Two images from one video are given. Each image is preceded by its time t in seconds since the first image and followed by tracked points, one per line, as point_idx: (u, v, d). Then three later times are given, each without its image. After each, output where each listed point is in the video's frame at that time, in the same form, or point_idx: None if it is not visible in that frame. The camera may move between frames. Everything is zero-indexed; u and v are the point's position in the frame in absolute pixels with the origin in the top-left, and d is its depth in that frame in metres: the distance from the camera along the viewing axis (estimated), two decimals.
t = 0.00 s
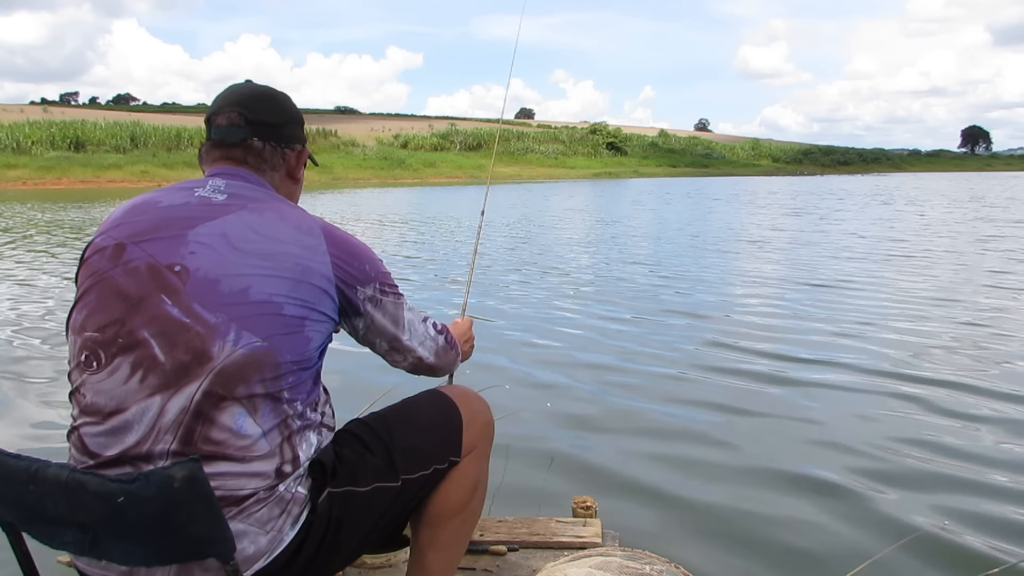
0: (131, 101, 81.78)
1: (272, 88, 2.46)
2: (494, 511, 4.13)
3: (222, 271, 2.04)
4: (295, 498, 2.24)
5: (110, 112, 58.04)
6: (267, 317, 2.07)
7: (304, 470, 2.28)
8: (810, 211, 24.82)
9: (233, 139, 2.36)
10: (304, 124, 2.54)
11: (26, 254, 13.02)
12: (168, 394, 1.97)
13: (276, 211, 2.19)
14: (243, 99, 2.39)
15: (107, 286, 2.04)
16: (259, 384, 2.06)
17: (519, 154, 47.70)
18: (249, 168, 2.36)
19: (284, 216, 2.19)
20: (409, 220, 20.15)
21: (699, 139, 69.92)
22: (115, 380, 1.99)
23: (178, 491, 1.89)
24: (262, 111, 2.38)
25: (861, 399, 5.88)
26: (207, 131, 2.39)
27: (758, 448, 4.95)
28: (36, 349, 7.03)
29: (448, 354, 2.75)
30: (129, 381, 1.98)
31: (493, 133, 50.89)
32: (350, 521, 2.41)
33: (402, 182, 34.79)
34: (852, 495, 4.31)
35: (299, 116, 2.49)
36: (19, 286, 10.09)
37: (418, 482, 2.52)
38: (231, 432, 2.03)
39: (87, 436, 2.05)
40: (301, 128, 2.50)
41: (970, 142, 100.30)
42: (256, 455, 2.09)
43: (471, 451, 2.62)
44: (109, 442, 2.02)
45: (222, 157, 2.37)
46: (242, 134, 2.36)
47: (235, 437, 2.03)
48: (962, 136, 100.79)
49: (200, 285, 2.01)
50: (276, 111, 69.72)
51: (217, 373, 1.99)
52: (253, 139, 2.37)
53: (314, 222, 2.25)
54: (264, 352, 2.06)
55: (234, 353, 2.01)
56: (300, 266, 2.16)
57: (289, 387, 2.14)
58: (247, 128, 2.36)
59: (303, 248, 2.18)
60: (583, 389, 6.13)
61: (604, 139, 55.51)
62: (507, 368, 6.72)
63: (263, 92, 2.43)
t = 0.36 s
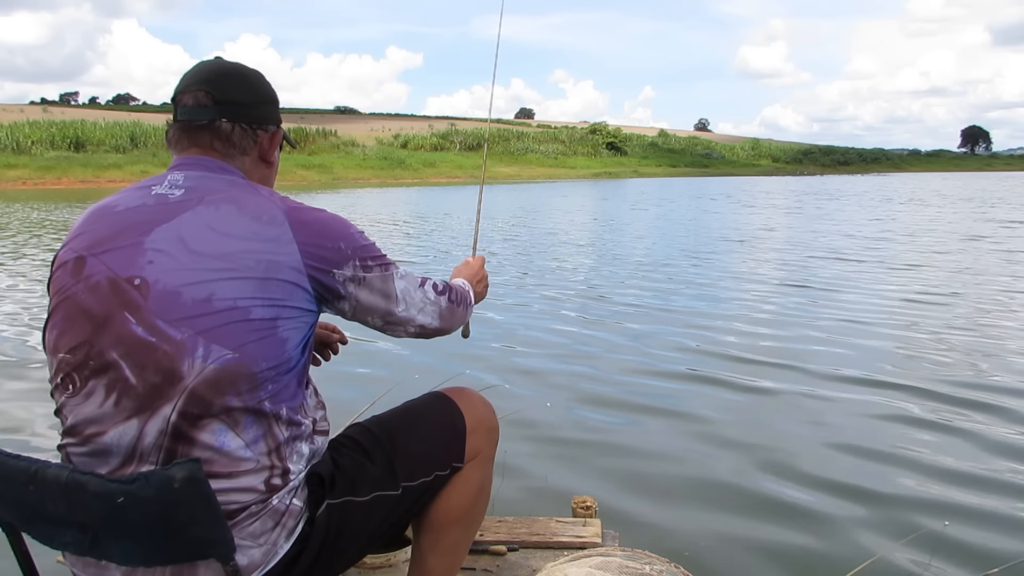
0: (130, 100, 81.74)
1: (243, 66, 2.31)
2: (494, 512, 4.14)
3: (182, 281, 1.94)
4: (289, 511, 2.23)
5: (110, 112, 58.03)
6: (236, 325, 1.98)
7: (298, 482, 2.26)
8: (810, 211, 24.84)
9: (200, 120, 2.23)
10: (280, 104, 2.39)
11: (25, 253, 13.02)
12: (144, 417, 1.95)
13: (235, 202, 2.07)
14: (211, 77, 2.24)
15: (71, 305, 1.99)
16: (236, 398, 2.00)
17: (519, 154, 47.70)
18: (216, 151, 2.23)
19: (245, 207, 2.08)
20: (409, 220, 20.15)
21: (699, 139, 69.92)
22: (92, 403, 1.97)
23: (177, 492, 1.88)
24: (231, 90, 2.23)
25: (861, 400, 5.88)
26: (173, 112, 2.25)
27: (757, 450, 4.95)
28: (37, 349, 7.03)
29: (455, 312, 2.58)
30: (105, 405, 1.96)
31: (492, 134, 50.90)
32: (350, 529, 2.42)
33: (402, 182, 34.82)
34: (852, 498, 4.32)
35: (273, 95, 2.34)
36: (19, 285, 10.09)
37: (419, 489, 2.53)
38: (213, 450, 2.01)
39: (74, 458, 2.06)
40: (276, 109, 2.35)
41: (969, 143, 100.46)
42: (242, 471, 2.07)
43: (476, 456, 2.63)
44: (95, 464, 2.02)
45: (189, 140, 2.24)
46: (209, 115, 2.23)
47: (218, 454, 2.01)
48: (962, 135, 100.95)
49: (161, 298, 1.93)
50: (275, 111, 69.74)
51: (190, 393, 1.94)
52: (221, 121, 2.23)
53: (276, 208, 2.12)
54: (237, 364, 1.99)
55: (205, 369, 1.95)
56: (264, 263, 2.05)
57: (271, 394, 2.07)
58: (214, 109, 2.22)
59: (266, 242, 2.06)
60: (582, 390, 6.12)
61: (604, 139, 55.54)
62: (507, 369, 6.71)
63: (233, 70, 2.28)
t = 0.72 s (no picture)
0: (129, 100, 81.76)
1: (224, 53, 2.23)
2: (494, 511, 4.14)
3: (165, 286, 1.93)
4: (289, 513, 2.23)
5: (109, 113, 58.09)
6: (223, 327, 1.97)
7: (299, 484, 2.27)
8: (810, 211, 24.83)
9: (179, 112, 2.16)
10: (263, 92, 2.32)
11: (25, 253, 13.03)
12: (139, 425, 1.96)
13: (212, 197, 2.04)
14: (190, 66, 2.17)
15: (57, 315, 1.98)
16: (231, 400, 2.00)
17: (519, 154, 47.69)
18: (198, 143, 2.17)
19: (222, 202, 2.04)
20: (409, 220, 20.15)
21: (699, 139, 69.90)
22: (86, 413, 1.98)
23: (177, 492, 1.88)
24: (211, 79, 2.16)
25: (862, 400, 5.88)
26: (153, 102, 2.19)
27: (758, 449, 4.94)
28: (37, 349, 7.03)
29: (454, 256, 2.51)
30: (99, 415, 1.97)
31: (492, 134, 50.90)
32: (350, 531, 2.42)
33: (402, 183, 34.80)
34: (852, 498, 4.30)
35: (256, 84, 2.26)
36: (20, 286, 10.10)
37: (420, 490, 2.53)
38: (211, 453, 2.02)
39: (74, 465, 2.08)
40: (259, 97, 2.27)
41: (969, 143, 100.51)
42: (241, 473, 2.08)
43: (476, 457, 2.63)
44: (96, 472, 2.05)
45: (169, 132, 2.18)
46: (189, 105, 2.16)
47: (216, 457, 2.02)
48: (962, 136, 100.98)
49: (145, 306, 1.91)
50: (275, 111, 69.80)
51: (183, 399, 1.95)
52: (202, 112, 2.17)
53: (253, 198, 2.07)
54: (229, 365, 1.98)
55: (196, 374, 1.95)
56: (247, 260, 2.02)
57: (267, 393, 2.08)
58: (193, 99, 2.15)
59: (247, 237, 2.03)
60: (582, 390, 6.12)
61: (604, 139, 55.52)
62: (507, 368, 6.71)
63: (213, 59, 2.21)
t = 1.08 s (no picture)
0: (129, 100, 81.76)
1: (213, 48, 2.22)
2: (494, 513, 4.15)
3: (163, 285, 1.93)
4: (290, 510, 2.23)
5: (109, 112, 58.09)
6: (224, 323, 1.98)
7: (300, 480, 2.27)
8: (810, 212, 24.83)
9: (167, 108, 2.15)
10: (253, 87, 2.29)
11: (27, 252, 13.05)
12: (141, 424, 1.96)
13: (202, 192, 2.03)
14: (177, 62, 2.16)
15: (54, 318, 1.98)
16: (232, 394, 2.00)
17: (519, 154, 47.68)
18: (186, 139, 2.15)
19: (212, 196, 2.03)
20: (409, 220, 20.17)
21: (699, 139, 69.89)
22: (88, 415, 1.99)
23: (178, 491, 1.89)
24: (198, 74, 2.14)
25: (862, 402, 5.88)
26: (141, 100, 2.17)
27: (756, 452, 4.95)
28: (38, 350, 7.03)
29: (445, 207, 2.45)
30: (100, 416, 1.98)
31: (492, 134, 50.91)
32: (351, 530, 2.42)
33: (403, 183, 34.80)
34: (850, 503, 4.31)
35: (246, 78, 2.24)
36: (21, 284, 10.12)
37: (420, 489, 2.53)
38: (213, 450, 2.02)
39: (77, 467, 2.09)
40: (249, 92, 2.25)
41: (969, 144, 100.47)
42: (242, 470, 2.08)
43: (475, 457, 2.63)
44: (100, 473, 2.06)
45: (157, 129, 2.16)
46: (176, 101, 2.14)
47: (215, 455, 2.01)
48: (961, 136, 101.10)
49: (142, 306, 1.91)
50: (275, 110, 69.80)
51: (184, 396, 1.95)
52: (190, 107, 2.15)
53: (241, 189, 2.06)
54: (230, 360, 1.98)
55: (197, 371, 1.95)
56: (242, 253, 2.01)
57: (269, 386, 2.08)
58: (181, 95, 2.13)
59: (240, 230, 2.02)
60: (583, 390, 6.12)
61: (604, 139, 55.53)
62: (507, 369, 6.71)
63: (201, 54, 2.19)
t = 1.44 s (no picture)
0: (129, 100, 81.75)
1: (202, 46, 2.21)
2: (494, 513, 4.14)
3: (154, 286, 1.93)
4: (288, 509, 2.23)
5: (109, 112, 58.10)
6: (217, 322, 1.98)
7: (299, 479, 2.27)
8: (809, 212, 24.84)
9: (156, 107, 2.14)
10: (244, 85, 2.29)
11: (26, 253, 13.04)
12: (137, 425, 1.96)
13: (190, 190, 2.03)
14: (166, 60, 2.15)
15: (46, 322, 1.98)
16: (227, 394, 2.00)
17: (519, 153, 47.67)
18: (176, 138, 2.15)
19: (200, 195, 2.03)
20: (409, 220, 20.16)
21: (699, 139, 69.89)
22: (84, 418, 1.99)
23: (177, 491, 1.89)
24: (187, 72, 2.14)
25: (861, 402, 5.88)
26: (130, 98, 2.17)
27: (755, 452, 4.95)
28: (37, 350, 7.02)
29: (436, 198, 2.44)
30: (96, 419, 1.98)
31: (492, 134, 50.89)
32: (349, 530, 2.42)
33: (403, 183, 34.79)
34: (850, 501, 4.31)
35: (235, 76, 2.24)
36: (21, 285, 10.11)
37: (419, 489, 2.53)
38: (210, 449, 2.02)
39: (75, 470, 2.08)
40: (238, 90, 2.25)
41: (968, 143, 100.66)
42: (239, 469, 2.08)
43: (474, 456, 2.63)
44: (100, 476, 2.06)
45: (147, 128, 2.16)
46: (165, 100, 2.14)
47: (212, 455, 2.01)
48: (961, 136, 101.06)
49: (134, 308, 1.91)
50: (274, 110, 69.78)
51: (180, 397, 1.95)
52: (179, 106, 2.15)
53: (230, 187, 2.06)
54: (225, 360, 1.99)
55: (192, 371, 1.95)
56: (232, 251, 2.01)
57: (264, 385, 2.08)
58: (170, 93, 2.13)
59: (230, 227, 2.02)
60: (582, 391, 6.12)
61: (604, 138, 55.52)
62: (507, 369, 6.71)
63: (190, 52, 2.18)
